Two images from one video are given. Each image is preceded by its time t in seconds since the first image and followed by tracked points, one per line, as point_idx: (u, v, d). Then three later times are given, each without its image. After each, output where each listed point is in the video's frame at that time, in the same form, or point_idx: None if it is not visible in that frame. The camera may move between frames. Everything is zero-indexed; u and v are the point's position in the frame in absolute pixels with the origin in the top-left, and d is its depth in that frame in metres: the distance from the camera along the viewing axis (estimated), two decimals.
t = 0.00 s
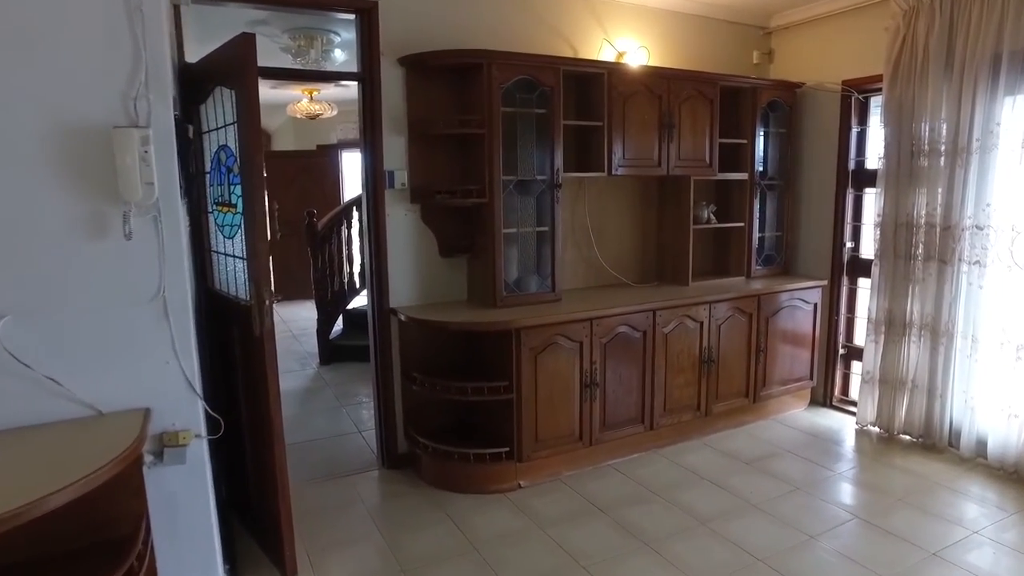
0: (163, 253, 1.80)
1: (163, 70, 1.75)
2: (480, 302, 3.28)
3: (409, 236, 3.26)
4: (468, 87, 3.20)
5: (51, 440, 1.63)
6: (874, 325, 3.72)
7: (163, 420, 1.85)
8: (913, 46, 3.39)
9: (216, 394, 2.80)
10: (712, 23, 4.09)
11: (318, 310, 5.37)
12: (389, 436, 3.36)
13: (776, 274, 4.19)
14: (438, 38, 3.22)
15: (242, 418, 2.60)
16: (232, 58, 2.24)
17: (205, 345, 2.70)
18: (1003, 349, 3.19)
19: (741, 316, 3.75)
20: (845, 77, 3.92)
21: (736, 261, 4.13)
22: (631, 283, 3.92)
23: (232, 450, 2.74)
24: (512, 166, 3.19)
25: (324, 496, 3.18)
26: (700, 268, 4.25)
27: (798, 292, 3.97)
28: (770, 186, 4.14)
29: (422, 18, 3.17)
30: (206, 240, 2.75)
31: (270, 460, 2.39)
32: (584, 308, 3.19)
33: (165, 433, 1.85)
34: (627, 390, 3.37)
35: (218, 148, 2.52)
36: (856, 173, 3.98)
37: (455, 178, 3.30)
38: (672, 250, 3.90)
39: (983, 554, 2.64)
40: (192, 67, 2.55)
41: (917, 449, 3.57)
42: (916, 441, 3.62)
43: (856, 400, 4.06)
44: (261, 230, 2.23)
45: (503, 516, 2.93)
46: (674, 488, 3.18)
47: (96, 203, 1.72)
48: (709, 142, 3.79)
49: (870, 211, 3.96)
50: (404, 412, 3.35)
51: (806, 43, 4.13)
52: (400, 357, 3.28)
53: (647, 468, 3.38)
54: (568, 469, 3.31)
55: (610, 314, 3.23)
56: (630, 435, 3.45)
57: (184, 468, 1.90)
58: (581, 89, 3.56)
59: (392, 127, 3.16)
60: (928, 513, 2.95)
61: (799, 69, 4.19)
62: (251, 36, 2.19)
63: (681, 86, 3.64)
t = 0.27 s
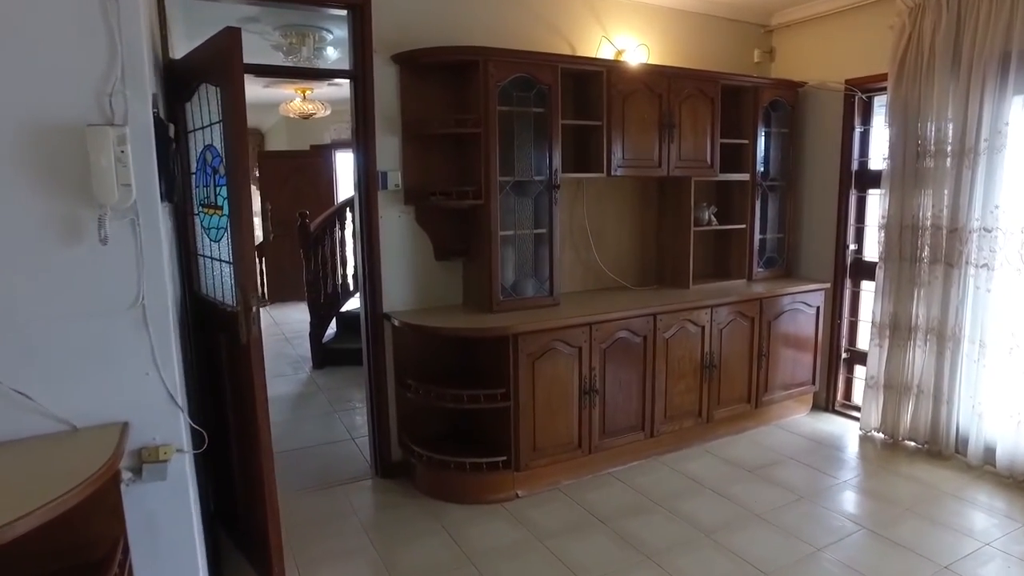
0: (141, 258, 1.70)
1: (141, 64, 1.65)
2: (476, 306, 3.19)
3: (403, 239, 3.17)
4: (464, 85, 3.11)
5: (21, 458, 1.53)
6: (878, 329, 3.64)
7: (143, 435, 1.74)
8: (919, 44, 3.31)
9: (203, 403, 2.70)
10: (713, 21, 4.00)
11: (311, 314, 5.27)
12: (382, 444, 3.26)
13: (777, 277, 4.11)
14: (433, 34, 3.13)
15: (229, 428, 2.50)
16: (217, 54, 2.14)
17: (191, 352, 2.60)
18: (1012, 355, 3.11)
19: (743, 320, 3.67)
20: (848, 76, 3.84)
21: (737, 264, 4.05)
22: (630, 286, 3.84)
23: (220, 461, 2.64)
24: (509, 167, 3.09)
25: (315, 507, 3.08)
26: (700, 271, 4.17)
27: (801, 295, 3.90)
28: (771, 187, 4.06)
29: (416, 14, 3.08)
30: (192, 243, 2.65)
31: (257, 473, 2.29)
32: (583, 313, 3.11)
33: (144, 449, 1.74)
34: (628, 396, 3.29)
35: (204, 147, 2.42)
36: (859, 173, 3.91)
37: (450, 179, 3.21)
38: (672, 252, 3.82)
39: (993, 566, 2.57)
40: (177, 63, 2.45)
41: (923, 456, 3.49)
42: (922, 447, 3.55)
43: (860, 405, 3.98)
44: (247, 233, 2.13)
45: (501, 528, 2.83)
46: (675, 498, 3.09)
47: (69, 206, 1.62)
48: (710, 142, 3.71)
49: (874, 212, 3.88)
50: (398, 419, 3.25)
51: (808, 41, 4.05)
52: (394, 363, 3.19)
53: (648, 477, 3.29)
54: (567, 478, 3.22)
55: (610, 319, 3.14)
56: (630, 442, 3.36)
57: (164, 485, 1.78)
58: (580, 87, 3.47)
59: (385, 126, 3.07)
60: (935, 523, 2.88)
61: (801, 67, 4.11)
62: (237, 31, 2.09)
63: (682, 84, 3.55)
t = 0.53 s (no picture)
0: (125, 261, 1.61)
1: (124, 57, 1.57)
2: (475, 310, 3.11)
3: (400, 240, 3.09)
4: (461, 82, 3.03)
5: None
6: (884, 332, 3.57)
7: (127, 447, 1.66)
8: (927, 42, 3.24)
9: (194, 410, 2.62)
10: (715, 18, 3.93)
11: (306, 316, 5.19)
12: (378, 451, 3.18)
13: (781, 279, 4.05)
14: (430, 31, 3.05)
15: (219, 436, 2.41)
16: (205, 48, 2.06)
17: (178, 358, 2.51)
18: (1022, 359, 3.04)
19: (746, 323, 3.60)
20: (853, 75, 3.77)
21: (740, 266, 3.98)
22: (632, 289, 3.76)
23: (210, 470, 2.55)
24: (508, 166, 3.01)
25: (309, 515, 3.00)
26: (702, 273, 4.10)
27: (805, 298, 3.83)
28: (775, 188, 3.99)
29: (413, 10, 3.00)
30: (181, 245, 2.56)
31: (248, 484, 2.21)
32: (584, 316, 3.03)
33: (127, 462, 1.66)
34: (629, 401, 3.22)
35: (192, 146, 2.34)
36: (864, 174, 3.84)
37: (448, 179, 3.13)
38: (675, 254, 3.76)
39: None
40: (165, 58, 2.36)
41: (930, 462, 3.43)
42: (929, 453, 3.48)
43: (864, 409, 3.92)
44: (237, 235, 2.04)
45: (500, 537, 2.75)
46: (677, 506, 3.02)
47: (47, 206, 1.54)
48: (713, 141, 3.64)
49: (879, 213, 3.82)
50: (395, 425, 3.17)
51: (811, 39, 3.98)
52: (390, 368, 3.11)
53: (650, 484, 3.22)
54: (567, 485, 3.14)
55: (612, 323, 3.07)
56: (632, 448, 3.29)
57: (150, 500, 1.70)
58: (581, 85, 3.40)
59: (381, 124, 2.99)
60: (944, 532, 2.81)
61: (805, 66, 4.04)
62: (226, 24, 2.01)
63: (685, 82, 3.48)
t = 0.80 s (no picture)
0: (108, 262, 1.53)
1: (107, 46, 1.48)
2: (476, 312, 3.03)
3: (398, 241, 3.00)
4: (462, 78, 2.95)
5: None
6: (893, 335, 3.50)
7: (111, 458, 1.57)
8: (938, 38, 3.16)
9: (185, 416, 2.53)
10: (720, 14, 3.86)
11: (303, 317, 5.10)
12: (376, 457, 3.09)
13: (787, 280, 3.97)
14: (429, 25, 2.97)
15: (212, 443, 2.33)
16: (195, 40, 1.97)
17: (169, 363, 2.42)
18: None
19: (753, 326, 3.53)
20: (861, 72, 3.70)
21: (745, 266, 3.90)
22: (635, 290, 3.69)
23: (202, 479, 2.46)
24: (510, 165, 2.93)
25: (304, 523, 2.91)
26: (706, 274, 4.02)
27: (812, 299, 3.76)
28: (781, 187, 3.91)
29: (412, 3, 2.92)
30: (172, 245, 2.47)
31: (241, 494, 2.12)
32: (588, 319, 2.95)
33: (111, 475, 1.57)
34: (634, 406, 3.13)
35: (183, 143, 2.25)
36: (872, 173, 3.76)
37: (448, 177, 3.04)
38: (680, 255, 3.68)
39: None
40: (154, 51, 2.27)
41: (941, 467, 3.35)
42: (939, 458, 3.40)
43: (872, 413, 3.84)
44: (229, 234, 1.95)
45: (502, 547, 2.67)
46: (684, 513, 2.94)
47: (24, 204, 1.45)
48: (719, 139, 3.56)
49: (888, 213, 3.74)
50: (393, 431, 3.09)
51: (818, 36, 3.91)
52: (389, 372, 3.02)
53: (656, 491, 3.14)
54: (571, 492, 3.06)
55: (616, 326, 2.98)
56: (637, 454, 3.21)
57: (136, 514, 1.61)
58: (584, 82, 3.31)
59: (379, 121, 2.90)
60: (958, 540, 2.73)
61: (811, 63, 3.97)
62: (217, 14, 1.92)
63: (690, 79, 3.40)
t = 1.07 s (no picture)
0: (95, 266, 1.44)
1: (93, 37, 1.39)
2: (480, 317, 2.94)
3: (400, 243, 2.91)
4: (466, 75, 2.86)
5: None
6: (906, 339, 3.41)
7: (97, 475, 1.48)
8: (955, 35, 3.08)
9: (179, 426, 2.44)
10: (729, 11, 3.77)
11: (300, 320, 5.00)
12: (377, 465, 2.99)
13: (796, 283, 3.89)
14: (432, 20, 2.88)
15: (207, 454, 2.23)
16: (189, 33, 1.87)
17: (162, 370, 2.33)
18: None
19: (763, 330, 3.44)
20: (873, 71, 3.62)
21: (754, 269, 3.82)
22: (642, 293, 3.60)
23: (196, 490, 2.37)
24: (515, 165, 2.84)
25: (302, 534, 2.81)
26: (713, 276, 3.93)
27: (822, 303, 3.67)
28: (790, 188, 3.83)
29: None
30: (165, 247, 2.38)
31: (236, 507, 2.02)
32: (595, 324, 2.86)
33: (97, 493, 1.47)
34: (643, 413, 3.05)
35: (177, 141, 2.15)
36: (883, 175, 3.69)
37: (451, 178, 2.95)
38: (688, 257, 3.59)
39: None
40: (147, 45, 2.18)
41: (956, 475, 3.27)
42: (954, 466, 3.32)
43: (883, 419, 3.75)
44: (224, 237, 1.86)
45: (507, 560, 2.57)
46: (694, 524, 2.86)
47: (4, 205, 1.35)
48: (728, 139, 3.48)
49: (900, 215, 3.66)
50: (395, 439, 2.99)
51: (828, 34, 3.82)
52: (390, 378, 2.93)
53: (664, 500, 3.05)
54: (577, 502, 2.97)
55: (624, 331, 2.90)
56: (645, 462, 3.12)
57: (124, 534, 1.52)
58: (591, 80, 3.23)
59: (381, 119, 2.81)
60: (977, 553, 2.65)
61: (820, 61, 3.88)
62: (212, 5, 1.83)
63: (699, 77, 3.32)
